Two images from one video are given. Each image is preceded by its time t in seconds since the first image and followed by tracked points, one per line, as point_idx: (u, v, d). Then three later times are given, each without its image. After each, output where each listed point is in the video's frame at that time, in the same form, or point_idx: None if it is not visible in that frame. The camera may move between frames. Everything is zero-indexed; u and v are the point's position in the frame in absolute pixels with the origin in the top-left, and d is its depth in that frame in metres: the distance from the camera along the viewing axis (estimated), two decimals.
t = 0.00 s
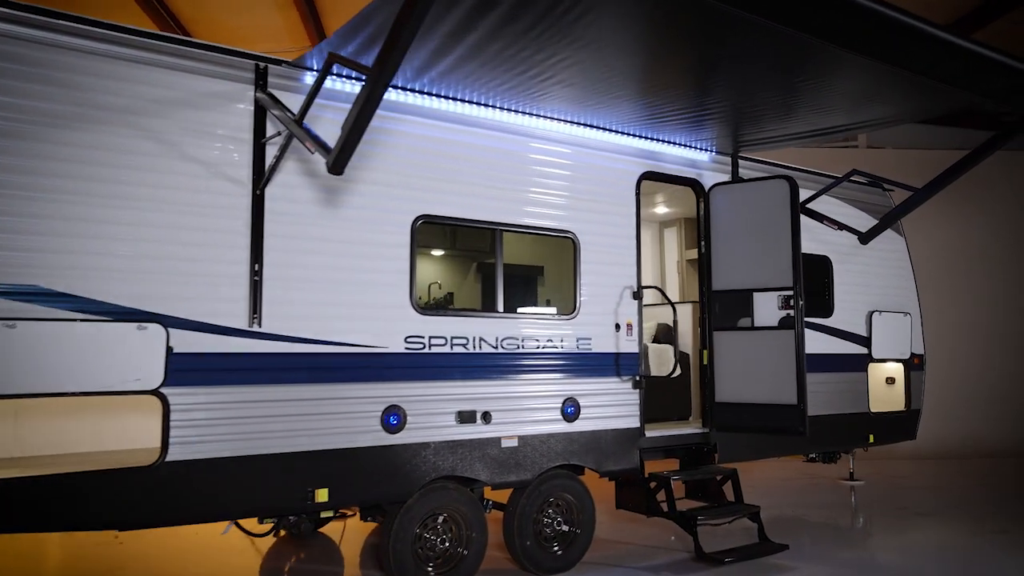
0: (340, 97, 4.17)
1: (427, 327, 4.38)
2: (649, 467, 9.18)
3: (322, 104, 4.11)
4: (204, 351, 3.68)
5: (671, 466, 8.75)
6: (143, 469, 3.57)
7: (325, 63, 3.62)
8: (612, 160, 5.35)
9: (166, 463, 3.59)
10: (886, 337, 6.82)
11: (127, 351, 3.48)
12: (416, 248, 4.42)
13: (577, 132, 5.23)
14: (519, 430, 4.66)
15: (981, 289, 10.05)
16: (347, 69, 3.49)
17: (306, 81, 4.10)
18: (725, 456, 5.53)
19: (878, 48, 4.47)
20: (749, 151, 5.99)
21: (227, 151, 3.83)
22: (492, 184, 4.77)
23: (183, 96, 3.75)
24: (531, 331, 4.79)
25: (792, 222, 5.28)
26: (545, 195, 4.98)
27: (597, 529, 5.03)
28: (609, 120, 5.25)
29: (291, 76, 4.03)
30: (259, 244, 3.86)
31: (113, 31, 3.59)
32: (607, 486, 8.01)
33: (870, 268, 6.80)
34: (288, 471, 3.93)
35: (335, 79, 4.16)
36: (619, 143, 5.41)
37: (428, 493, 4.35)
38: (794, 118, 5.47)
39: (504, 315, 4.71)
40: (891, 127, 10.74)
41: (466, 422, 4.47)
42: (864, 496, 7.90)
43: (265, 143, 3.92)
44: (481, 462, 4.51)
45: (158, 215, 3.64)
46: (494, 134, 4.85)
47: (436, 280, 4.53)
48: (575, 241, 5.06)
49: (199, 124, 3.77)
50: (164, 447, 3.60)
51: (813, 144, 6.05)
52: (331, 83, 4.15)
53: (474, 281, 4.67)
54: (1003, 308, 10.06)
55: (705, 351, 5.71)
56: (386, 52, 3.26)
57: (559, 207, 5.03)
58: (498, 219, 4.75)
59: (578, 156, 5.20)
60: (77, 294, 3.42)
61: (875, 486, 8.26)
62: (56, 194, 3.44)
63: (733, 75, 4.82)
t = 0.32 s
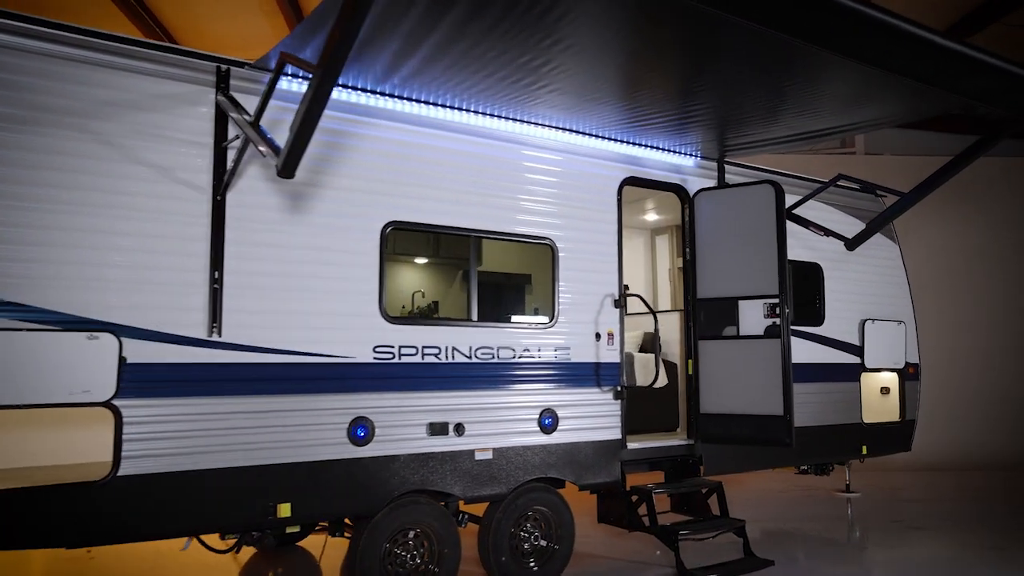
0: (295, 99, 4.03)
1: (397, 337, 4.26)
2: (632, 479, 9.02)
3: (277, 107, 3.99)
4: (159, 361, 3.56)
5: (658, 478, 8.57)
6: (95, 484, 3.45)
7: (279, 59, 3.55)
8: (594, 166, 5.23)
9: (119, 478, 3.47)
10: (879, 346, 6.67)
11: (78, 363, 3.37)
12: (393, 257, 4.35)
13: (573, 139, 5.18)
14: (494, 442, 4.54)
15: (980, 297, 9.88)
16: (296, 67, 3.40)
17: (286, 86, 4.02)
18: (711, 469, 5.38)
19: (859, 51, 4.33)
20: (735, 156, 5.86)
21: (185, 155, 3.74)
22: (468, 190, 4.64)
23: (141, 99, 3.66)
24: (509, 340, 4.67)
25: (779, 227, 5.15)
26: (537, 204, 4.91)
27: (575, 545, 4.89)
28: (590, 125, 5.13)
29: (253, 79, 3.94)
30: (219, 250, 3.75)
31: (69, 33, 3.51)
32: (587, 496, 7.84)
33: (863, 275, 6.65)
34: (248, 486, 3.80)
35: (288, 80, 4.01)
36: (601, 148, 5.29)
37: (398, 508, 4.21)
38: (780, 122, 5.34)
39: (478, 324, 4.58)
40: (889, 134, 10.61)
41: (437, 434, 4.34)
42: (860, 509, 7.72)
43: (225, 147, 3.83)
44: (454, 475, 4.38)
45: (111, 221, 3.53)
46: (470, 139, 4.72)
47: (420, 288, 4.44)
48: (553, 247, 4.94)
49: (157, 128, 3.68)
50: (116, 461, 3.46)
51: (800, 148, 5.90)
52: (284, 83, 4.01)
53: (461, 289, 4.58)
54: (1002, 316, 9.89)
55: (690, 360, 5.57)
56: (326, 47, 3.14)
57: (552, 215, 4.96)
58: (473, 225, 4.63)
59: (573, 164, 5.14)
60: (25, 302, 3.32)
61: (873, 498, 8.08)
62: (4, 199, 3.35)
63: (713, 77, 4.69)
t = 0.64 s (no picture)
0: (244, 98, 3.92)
1: (367, 344, 4.17)
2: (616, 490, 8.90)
3: (236, 108, 3.91)
4: (118, 370, 3.49)
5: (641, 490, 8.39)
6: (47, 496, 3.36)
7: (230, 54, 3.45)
8: (574, 170, 5.13)
9: (73, 489, 3.38)
10: (873, 353, 6.53)
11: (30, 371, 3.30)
12: (377, 264, 4.30)
13: (562, 144, 5.13)
14: (468, 452, 4.44)
15: (980, 305, 9.72)
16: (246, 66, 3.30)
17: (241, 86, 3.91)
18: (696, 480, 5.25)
19: (842, 53, 4.21)
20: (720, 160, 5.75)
21: (148, 159, 3.65)
22: (443, 195, 4.55)
23: (101, 102, 3.58)
24: (485, 348, 4.56)
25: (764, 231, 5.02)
26: (537, 217, 4.90)
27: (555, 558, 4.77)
28: (571, 128, 5.03)
29: (216, 81, 3.86)
30: (181, 256, 3.67)
31: (25, 35, 3.44)
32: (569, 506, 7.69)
33: (856, 281, 6.52)
34: (212, 497, 3.71)
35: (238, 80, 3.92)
36: (582, 152, 5.20)
37: (368, 520, 4.10)
38: (765, 124, 5.22)
39: (453, 331, 4.48)
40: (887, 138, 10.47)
41: (409, 444, 4.25)
42: (857, 520, 7.56)
43: (186, 150, 3.74)
44: (426, 486, 4.28)
45: (68, 227, 3.45)
46: (443, 142, 4.62)
47: (406, 295, 4.35)
48: (532, 253, 4.83)
49: (118, 131, 3.60)
50: (69, 473, 3.38)
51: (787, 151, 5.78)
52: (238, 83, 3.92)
53: (450, 298, 4.49)
54: (1004, 324, 9.73)
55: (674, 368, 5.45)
56: (271, 44, 3.03)
57: (539, 221, 4.90)
58: (448, 231, 4.53)
59: (567, 170, 5.11)
60: None
61: (870, 509, 7.93)
62: None
63: (694, 78, 4.59)
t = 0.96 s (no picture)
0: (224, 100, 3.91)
1: (345, 349, 4.10)
2: (601, 497, 8.84)
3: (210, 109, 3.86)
4: (86, 376, 3.44)
5: (629, 500, 8.17)
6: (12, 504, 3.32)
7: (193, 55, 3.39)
8: (561, 172, 5.05)
9: (39, 497, 3.35)
10: (872, 358, 6.42)
11: None
12: (368, 268, 4.27)
13: (549, 146, 5.04)
14: (450, 458, 4.37)
15: (985, 308, 9.59)
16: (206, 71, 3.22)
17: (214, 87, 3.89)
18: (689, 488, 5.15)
19: (835, 54, 4.10)
20: (713, 161, 5.65)
21: (119, 161, 3.60)
22: (425, 197, 4.47)
23: (70, 104, 3.52)
24: (469, 353, 4.49)
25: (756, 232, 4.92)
26: (544, 218, 4.91)
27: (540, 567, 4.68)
28: (558, 129, 4.95)
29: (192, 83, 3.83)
30: (152, 261, 3.61)
31: None
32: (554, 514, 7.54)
33: (854, 284, 6.40)
34: (184, 504, 3.66)
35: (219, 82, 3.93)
36: (570, 153, 5.11)
37: (346, 528, 4.04)
38: (757, 123, 5.11)
39: (435, 336, 4.40)
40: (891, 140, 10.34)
41: (388, 451, 4.19)
42: (858, 528, 7.44)
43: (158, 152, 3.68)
44: (406, 493, 4.22)
45: (35, 231, 3.40)
46: (426, 143, 4.54)
47: (397, 298, 4.34)
48: (516, 256, 4.75)
49: (87, 134, 3.54)
50: (34, 481, 3.34)
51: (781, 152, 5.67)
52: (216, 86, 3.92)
53: (441, 301, 4.46)
54: (1011, 327, 9.57)
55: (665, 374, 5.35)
56: (226, 44, 2.95)
57: (525, 225, 4.81)
58: (430, 234, 4.45)
59: (563, 173, 5.07)
60: None
61: (873, 517, 7.79)
62: None
63: (682, 79, 4.50)
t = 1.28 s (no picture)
0: (203, 101, 3.88)
1: (326, 352, 4.05)
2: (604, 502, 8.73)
3: (188, 111, 3.83)
4: (58, 381, 3.41)
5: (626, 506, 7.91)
6: None
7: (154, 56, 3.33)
8: (550, 171, 4.97)
9: (10, 503, 3.32)
10: (876, 361, 6.27)
11: None
12: (363, 270, 4.25)
13: (539, 145, 4.96)
14: (435, 463, 4.30)
15: (998, 309, 9.42)
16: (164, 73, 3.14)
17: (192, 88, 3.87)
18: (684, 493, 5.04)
19: (832, 53, 3.97)
20: (709, 160, 5.54)
21: (93, 163, 3.56)
22: (411, 199, 4.41)
23: (42, 105, 3.49)
24: (455, 356, 4.42)
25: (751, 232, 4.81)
26: (543, 218, 4.87)
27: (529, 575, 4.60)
28: (545, 129, 4.87)
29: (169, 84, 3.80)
30: (126, 263, 3.58)
31: None
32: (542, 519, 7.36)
33: (857, 285, 6.26)
34: (160, 511, 3.62)
35: (198, 83, 3.90)
36: (560, 153, 5.04)
37: (327, 534, 3.97)
38: (751, 120, 4.99)
39: (420, 339, 4.34)
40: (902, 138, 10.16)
41: (370, 456, 4.13)
42: (865, 534, 7.29)
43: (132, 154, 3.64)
44: (389, 498, 4.16)
45: (7, 234, 3.37)
46: (410, 143, 4.48)
47: (392, 301, 4.32)
48: (504, 257, 4.68)
49: (60, 135, 3.51)
50: (5, 486, 3.31)
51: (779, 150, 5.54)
52: (195, 86, 3.89)
53: (438, 304, 4.42)
54: None
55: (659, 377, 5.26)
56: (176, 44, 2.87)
57: (513, 226, 4.73)
58: (414, 235, 4.38)
59: (554, 173, 4.99)
60: None
61: (881, 523, 7.62)
62: None
63: (671, 77, 4.40)
